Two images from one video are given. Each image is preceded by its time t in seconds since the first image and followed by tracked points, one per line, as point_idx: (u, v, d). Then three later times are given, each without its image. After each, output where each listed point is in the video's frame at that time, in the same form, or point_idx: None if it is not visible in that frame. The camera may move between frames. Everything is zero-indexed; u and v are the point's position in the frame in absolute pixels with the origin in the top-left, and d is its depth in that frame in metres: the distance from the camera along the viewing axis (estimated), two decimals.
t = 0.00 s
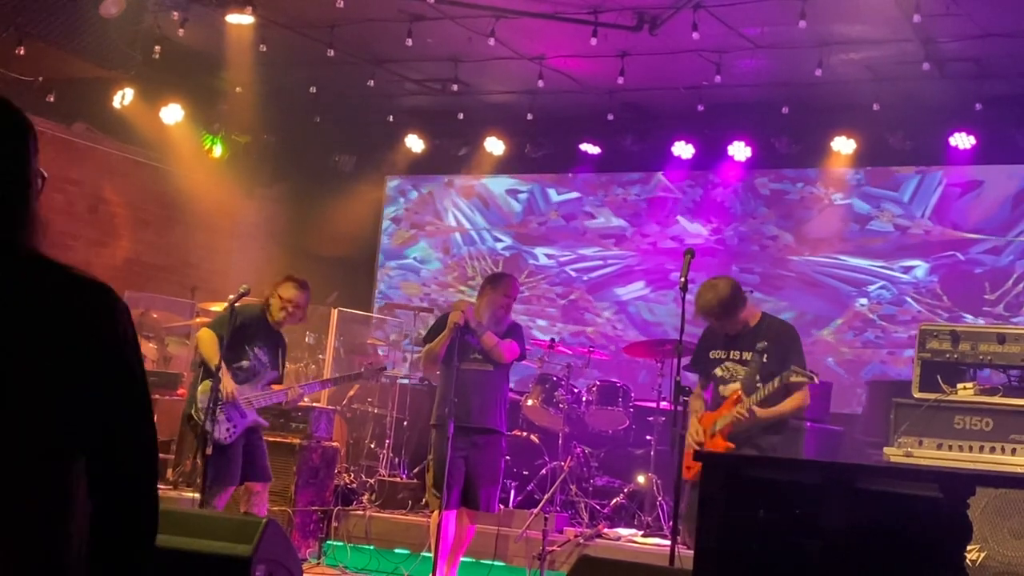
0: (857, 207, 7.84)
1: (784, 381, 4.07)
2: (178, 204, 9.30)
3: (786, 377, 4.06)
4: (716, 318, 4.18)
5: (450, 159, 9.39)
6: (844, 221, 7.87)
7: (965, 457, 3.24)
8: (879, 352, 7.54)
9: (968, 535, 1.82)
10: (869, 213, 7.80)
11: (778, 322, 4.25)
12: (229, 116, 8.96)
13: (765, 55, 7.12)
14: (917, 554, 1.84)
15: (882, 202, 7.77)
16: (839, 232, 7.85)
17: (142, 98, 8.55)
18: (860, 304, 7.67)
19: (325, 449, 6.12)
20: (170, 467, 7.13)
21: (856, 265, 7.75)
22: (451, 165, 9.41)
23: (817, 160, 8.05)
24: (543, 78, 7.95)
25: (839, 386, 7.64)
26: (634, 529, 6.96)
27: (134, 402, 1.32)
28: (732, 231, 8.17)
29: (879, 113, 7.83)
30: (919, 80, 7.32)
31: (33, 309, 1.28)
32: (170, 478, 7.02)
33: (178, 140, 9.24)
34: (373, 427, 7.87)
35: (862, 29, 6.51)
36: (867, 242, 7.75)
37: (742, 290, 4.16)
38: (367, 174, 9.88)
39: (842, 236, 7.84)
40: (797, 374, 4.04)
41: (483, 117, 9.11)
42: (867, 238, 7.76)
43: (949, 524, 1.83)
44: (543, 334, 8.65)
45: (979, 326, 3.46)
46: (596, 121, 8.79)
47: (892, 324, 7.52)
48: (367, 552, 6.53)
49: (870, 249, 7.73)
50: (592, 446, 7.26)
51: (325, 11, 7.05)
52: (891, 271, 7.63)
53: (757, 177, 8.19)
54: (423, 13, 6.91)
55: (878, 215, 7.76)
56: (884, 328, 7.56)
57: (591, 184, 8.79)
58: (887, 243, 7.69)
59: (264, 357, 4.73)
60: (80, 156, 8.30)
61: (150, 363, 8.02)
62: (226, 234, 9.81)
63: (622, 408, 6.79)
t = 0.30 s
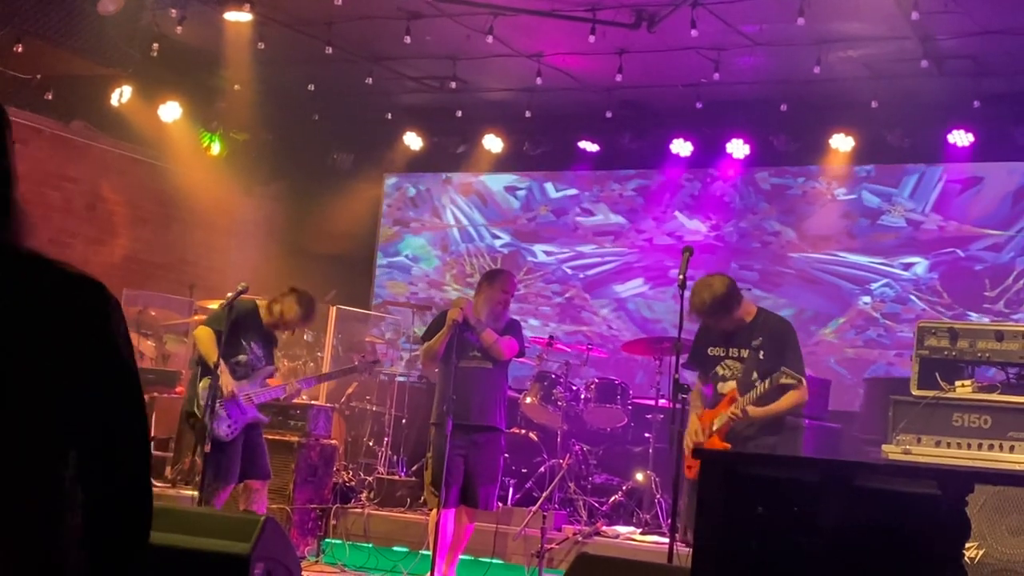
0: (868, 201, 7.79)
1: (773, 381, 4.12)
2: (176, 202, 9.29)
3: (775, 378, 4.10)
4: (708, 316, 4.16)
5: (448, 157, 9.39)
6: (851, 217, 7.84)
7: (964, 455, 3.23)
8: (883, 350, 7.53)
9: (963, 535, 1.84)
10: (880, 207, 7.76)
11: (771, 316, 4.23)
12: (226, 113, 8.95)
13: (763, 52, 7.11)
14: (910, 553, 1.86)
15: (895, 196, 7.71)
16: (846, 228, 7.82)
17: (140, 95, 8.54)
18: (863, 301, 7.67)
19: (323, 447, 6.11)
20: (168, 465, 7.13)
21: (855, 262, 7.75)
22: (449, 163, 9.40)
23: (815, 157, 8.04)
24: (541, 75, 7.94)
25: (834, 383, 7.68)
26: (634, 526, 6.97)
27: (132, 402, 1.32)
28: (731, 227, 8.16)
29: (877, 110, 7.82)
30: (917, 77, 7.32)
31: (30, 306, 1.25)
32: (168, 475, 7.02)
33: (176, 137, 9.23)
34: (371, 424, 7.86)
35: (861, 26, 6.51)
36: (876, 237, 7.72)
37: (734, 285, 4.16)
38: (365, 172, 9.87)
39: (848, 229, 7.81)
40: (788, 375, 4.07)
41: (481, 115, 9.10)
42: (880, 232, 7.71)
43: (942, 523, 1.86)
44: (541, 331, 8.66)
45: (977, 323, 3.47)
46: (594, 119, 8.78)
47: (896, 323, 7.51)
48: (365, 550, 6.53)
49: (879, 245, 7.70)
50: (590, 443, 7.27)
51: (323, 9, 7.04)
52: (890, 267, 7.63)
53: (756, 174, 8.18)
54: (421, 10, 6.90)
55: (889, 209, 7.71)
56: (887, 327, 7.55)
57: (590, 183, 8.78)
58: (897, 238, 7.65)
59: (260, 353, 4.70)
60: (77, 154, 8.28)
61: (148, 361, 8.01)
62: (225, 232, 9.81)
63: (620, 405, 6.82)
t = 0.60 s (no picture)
0: (877, 195, 7.75)
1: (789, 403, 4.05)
2: (174, 199, 9.30)
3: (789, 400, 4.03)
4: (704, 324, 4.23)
5: (446, 154, 9.37)
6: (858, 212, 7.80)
7: (961, 452, 3.24)
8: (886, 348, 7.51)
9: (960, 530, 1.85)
10: (893, 202, 7.71)
11: (768, 313, 4.22)
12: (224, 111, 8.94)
13: (761, 49, 7.11)
14: (906, 549, 1.86)
15: (904, 190, 7.67)
16: (854, 224, 7.78)
17: (137, 92, 8.54)
18: (866, 299, 7.65)
19: (322, 444, 6.11)
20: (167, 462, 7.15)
21: (854, 258, 7.74)
22: (448, 160, 9.39)
23: (813, 154, 8.04)
24: (539, 72, 7.94)
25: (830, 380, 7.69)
26: (632, 523, 6.98)
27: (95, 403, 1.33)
28: (731, 223, 8.16)
29: (875, 107, 7.82)
30: (914, 74, 7.33)
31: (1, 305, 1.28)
32: (166, 472, 7.02)
33: (174, 135, 9.23)
34: (369, 422, 7.88)
35: (858, 23, 6.51)
36: (886, 233, 7.67)
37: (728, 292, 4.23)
38: (364, 170, 9.85)
39: (856, 225, 7.77)
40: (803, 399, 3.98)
41: (480, 112, 9.09)
42: (892, 229, 7.66)
43: (940, 519, 1.86)
44: (538, 327, 8.65)
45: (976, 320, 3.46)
46: (592, 115, 8.78)
47: (899, 322, 7.48)
48: (363, 546, 6.54)
49: (888, 241, 7.66)
50: (588, 440, 7.27)
51: (320, 6, 7.03)
52: (889, 264, 7.62)
53: (754, 171, 8.18)
54: (419, 8, 6.90)
55: (901, 203, 7.67)
56: (891, 326, 7.52)
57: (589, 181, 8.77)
58: (908, 235, 7.61)
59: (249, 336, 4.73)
60: (76, 151, 8.33)
61: (146, 358, 8.01)
62: (223, 231, 9.86)
63: (618, 402, 6.81)
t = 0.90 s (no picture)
0: (888, 187, 7.71)
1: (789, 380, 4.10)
2: (172, 195, 9.31)
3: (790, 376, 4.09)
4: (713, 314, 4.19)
5: (444, 151, 9.36)
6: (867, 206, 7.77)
7: (958, 447, 3.26)
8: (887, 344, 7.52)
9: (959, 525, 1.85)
10: (905, 194, 7.66)
11: (777, 306, 4.25)
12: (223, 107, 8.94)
13: (759, 45, 7.11)
14: (903, 545, 1.87)
15: (912, 182, 7.64)
16: (862, 219, 7.76)
17: (136, 89, 8.54)
18: (869, 296, 7.63)
19: (320, 441, 6.11)
20: (165, 458, 7.15)
21: (854, 253, 7.74)
22: (445, 157, 9.38)
23: (811, 150, 8.04)
24: (538, 68, 7.93)
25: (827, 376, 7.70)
26: (630, 519, 6.99)
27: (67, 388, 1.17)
28: (730, 218, 8.16)
29: (873, 102, 7.82)
30: (912, 70, 7.33)
31: None
32: (165, 468, 7.01)
33: (172, 132, 9.22)
34: (367, 418, 7.87)
35: (857, 19, 6.51)
36: (897, 227, 7.63)
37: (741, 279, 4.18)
38: (362, 166, 9.84)
39: (864, 220, 7.75)
40: (802, 373, 4.08)
41: (478, 108, 9.08)
42: (903, 224, 7.62)
43: (942, 513, 1.86)
44: (536, 323, 8.65)
45: (973, 315, 3.48)
46: (590, 111, 8.77)
47: (903, 318, 7.48)
48: (362, 543, 6.55)
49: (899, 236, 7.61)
50: (587, 436, 7.28)
51: (318, 2, 7.02)
52: (889, 259, 7.62)
53: (752, 167, 8.17)
54: (417, 4, 6.89)
55: (913, 195, 7.62)
56: (894, 323, 7.51)
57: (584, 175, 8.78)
58: (920, 230, 7.56)
59: (237, 332, 4.72)
60: (76, 148, 8.36)
61: (144, 355, 8.00)
62: (222, 226, 9.85)
63: (617, 398, 6.80)
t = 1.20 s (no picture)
0: (898, 179, 7.67)
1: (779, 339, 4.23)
2: (170, 190, 9.31)
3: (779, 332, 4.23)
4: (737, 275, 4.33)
5: (442, 145, 9.35)
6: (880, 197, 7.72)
7: (956, 440, 3.27)
8: (887, 339, 7.50)
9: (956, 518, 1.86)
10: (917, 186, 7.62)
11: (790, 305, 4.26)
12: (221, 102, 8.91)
13: (758, 40, 7.10)
14: (899, 539, 1.87)
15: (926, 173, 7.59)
16: (870, 211, 7.72)
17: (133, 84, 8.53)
18: (870, 290, 7.63)
19: (318, 436, 6.11)
20: (164, 453, 7.15)
21: (854, 247, 7.73)
22: (443, 151, 9.36)
23: (808, 144, 8.03)
24: (536, 63, 7.91)
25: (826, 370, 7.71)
26: (629, 514, 6.99)
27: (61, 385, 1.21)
28: (729, 212, 8.15)
29: (871, 97, 7.81)
30: (911, 64, 7.32)
31: None
32: (163, 464, 7.01)
33: (169, 127, 9.21)
34: (366, 412, 7.88)
35: (855, 13, 6.50)
36: (908, 222, 7.58)
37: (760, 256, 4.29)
38: (360, 162, 9.83)
39: (870, 213, 7.72)
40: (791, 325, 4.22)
41: (475, 103, 9.06)
42: (913, 218, 7.57)
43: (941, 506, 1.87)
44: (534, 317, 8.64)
45: (972, 309, 3.48)
46: (588, 106, 8.76)
47: (904, 313, 7.46)
48: (360, 538, 6.55)
49: (910, 229, 7.57)
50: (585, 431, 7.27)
51: None
52: (889, 252, 7.61)
53: (750, 161, 8.17)
54: None
55: (924, 187, 7.58)
56: (897, 318, 7.49)
57: (581, 169, 8.78)
58: (930, 223, 7.52)
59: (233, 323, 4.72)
60: (75, 142, 8.36)
61: (143, 350, 8.01)
62: (219, 221, 9.85)
63: (615, 392, 6.79)
